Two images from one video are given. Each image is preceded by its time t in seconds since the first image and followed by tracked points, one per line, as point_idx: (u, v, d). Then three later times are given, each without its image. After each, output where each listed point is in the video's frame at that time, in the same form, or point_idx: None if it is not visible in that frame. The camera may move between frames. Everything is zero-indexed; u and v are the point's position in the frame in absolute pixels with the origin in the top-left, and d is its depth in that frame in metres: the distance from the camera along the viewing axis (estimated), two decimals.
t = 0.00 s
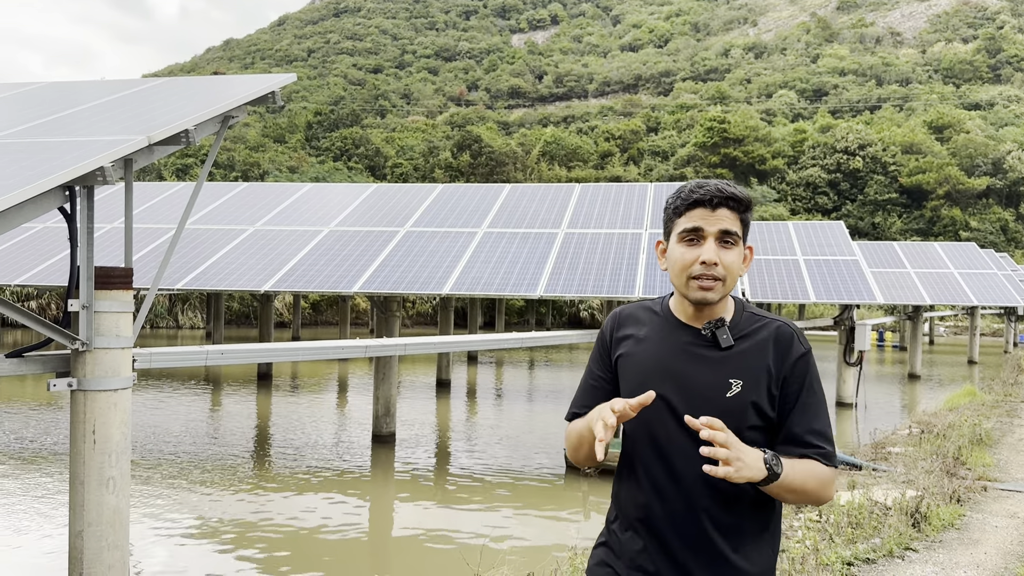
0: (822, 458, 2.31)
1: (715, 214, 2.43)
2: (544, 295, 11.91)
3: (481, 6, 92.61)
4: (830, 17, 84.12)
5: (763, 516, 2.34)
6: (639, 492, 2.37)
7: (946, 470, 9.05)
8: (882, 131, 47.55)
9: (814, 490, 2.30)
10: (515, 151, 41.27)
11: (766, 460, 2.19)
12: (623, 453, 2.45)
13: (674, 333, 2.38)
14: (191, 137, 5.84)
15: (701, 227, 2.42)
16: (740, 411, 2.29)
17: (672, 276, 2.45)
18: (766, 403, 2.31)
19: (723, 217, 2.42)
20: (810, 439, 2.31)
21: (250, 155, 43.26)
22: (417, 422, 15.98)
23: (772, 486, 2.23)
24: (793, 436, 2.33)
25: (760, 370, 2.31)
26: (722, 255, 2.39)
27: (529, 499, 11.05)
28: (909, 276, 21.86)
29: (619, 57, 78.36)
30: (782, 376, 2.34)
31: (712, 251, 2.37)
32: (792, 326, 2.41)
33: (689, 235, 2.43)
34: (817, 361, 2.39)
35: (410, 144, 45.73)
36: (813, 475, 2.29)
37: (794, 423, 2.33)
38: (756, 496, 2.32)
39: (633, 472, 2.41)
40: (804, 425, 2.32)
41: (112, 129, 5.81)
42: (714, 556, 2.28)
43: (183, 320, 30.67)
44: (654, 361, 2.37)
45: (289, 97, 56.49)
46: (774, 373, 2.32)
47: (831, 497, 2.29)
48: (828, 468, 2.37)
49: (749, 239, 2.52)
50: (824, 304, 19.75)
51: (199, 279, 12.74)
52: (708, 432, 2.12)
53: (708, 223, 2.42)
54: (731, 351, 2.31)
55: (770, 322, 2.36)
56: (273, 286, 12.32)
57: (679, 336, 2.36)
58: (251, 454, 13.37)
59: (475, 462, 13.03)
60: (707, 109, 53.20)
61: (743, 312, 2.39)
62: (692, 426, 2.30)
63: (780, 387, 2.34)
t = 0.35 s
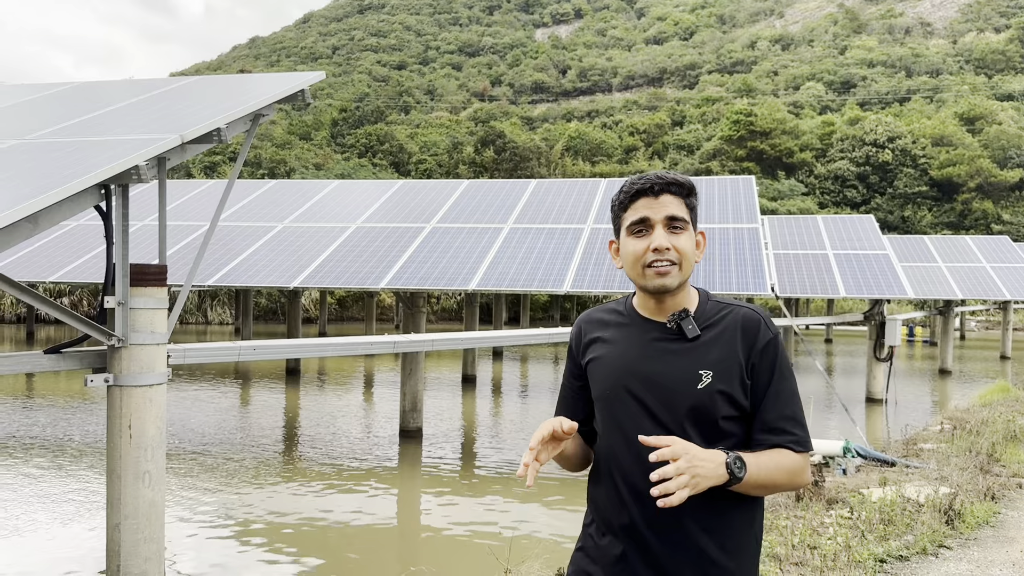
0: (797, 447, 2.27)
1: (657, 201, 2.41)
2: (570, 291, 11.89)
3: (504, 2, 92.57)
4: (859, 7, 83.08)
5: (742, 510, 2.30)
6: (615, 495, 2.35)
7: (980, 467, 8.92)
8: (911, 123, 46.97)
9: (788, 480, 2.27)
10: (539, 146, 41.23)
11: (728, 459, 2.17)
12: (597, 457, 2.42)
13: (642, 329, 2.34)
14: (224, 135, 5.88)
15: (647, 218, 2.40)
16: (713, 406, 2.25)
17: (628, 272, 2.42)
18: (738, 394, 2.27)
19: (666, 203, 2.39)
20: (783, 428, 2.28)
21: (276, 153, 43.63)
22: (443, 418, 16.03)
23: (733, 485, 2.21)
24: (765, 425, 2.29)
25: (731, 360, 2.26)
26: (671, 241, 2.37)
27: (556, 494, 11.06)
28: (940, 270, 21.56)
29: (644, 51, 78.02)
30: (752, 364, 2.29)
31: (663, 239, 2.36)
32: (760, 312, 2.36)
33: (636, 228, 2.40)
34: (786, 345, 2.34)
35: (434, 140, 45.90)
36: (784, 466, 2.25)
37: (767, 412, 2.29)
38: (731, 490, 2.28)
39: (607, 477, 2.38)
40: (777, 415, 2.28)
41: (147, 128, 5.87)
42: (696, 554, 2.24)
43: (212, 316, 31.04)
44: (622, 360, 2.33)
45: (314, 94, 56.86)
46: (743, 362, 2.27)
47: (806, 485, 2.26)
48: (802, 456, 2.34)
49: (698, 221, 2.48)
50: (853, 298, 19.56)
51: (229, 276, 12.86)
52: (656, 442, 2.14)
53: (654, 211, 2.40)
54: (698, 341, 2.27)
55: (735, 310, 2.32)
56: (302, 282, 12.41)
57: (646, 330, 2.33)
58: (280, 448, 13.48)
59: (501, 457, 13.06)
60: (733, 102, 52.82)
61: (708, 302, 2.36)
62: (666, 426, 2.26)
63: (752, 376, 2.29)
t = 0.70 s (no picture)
0: (767, 425, 2.22)
1: (617, 194, 2.41)
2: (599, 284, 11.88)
3: None
4: None
5: (714, 497, 2.27)
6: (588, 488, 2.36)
7: (1018, 462, 8.79)
8: (942, 114, 46.25)
9: (760, 466, 2.20)
10: (563, 139, 41.13)
11: (703, 394, 2.09)
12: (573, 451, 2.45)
13: (614, 324, 2.37)
14: (261, 133, 5.91)
15: (610, 211, 2.40)
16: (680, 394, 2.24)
17: (597, 268, 2.42)
18: (704, 378, 2.26)
19: (628, 194, 2.38)
20: (750, 410, 2.24)
21: (302, 148, 43.93)
22: (470, 412, 16.11)
23: (701, 428, 2.13)
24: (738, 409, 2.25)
25: (698, 346, 2.26)
26: (636, 233, 2.36)
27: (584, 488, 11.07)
28: (973, 262, 21.26)
29: (669, 42, 77.51)
30: (721, 348, 2.27)
31: (627, 231, 2.35)
32: (730, 300, 2.35)
33: (601, 221, 2.40)
34: (756, 331, 2.31)
35: (458, 134, 46.00)
36: (756, 447, 2.18)
37: (736, 396, 2.26)
38: (702, 472, 2.25)
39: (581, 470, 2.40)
40: (745, 397, 2.25)
41: (187, 126, 5.94)
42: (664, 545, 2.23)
43: (240, 309, 31.39)
44: (592, 352, 2.36)
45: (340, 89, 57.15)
46: (711, 347, 2.26)
47: (776, 472, 2.18)
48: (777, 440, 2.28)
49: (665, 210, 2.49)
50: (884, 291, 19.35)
51: (261, 271, 12.99)
52: (639, 342, 2.03)
53: (617, 205, 2.40)
54: (667, 330, 2.28)
55: (704, 298, 2.32)
56: (332, 277, 12.50)
57: (617, 323, 2.36)
58: (310, 442, 13.60)
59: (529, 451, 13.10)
60: (760, 93, 52.36)
61: (677, 292, 2.37)
62: (632, 418, 2.26)
63: (719, 360, 2.28)
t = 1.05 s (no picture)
0: (776, 424, 2.18)
1: (629, 185, 2.41)
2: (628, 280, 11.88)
3: None
4: None
5: (726, 492, 2.24)
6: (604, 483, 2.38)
7: None
8: (971, 105, 45.56)
9: (771, 461, 2.17)
10: (587, 133, 41.00)
11: (704, 442, 2.08)
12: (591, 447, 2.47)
13: (625, 317, 2.36)
14: (299, 131, 5.94)
15: (619, 202, 2.39)
16: (686, 388, 2.21)
17: (602, 258, 2.43)
18: (711, 375, 2.21)
19: (636, 185, 2.38)
20: (760, 404, 2.19)
21: (327, 144, 44.18)
22: (498, 406, 16.19)
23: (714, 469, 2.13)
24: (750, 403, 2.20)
25: (703, 339, 2.22)
26: (642, 226, 2.36)
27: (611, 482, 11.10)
28: (1003, 255, 20.99)
29: (693, 35, 77.06)
30: (728, 341, 2.22)
31: (633, 224, 2.35)
32: (740, 291, 2.30)
33: (609, 212, 2.41)
34: (768, 323, 2.25)
35: (481, 129, 46.07)
36: (767, 447, 2.16)
37: (744, 390, 2.21)
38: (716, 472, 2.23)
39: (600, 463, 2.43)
40: (754, 392, 2.20)
41: (229, 125, 6.01)
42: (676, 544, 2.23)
43: (268, 305, 31.71)
44: (603, 347, 2.37)
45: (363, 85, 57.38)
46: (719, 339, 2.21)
47: (788, 465, 2.13)
48: (792, 437, 2.23)
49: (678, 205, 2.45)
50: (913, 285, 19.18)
51: (294, 268, 13.14)
52: (633, 412, 2.08)
53: (627, 195, 2.38)
54: (672, 322, 2.26)
55: (711, 290, 2.29)
56: (363, 273, 12.61)
57: (627, 317, 2.35)
58: (339, 436, 13.75)
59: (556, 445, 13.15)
60: (786, 85, 51.93)
61: (686, 284, 2.34)
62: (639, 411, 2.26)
63: (725, 353, 2.23)
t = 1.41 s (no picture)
0: (814, 425, 2.15)
1: (670, 182, 2.34)
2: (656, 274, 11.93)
3: None
4: None
5: (758, 491, 2.22)
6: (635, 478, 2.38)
7: None
8: (996, 97, 45.03)
9: (808, 462, 2.14)
10: (607, 127, 40.90)
11: (738, 434, 2.07)
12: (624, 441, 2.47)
13: (659, 312, 2.33)
14: (339, 129, 6.04)
15: (657, 200, 2.34)
16: (717, 390, 2.18)
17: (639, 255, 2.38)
18: (742, 376, 2.18)
19: (677, 185, 2.31)
20: (797, 408, 2.16)
21: (347, 141, 44.37)
22: (522, 400, 16.25)
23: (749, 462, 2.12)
24: (782, 406, 2.17)
25: (736, 340, 2.18)
26: (678, 225, 2.30)
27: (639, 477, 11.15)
28: None
29: (712, 28, 76.63)
30: (762, 342, 2.18)
31: (670, 222, 2.30)
32: (778, 290, 2.24)
33: (648, 208, 2.36)
34: (807, 323, 2.20)
35: (501, 124, 46.11)
36: (803, 450, 2.14)
37: (782, 390, 2.18)
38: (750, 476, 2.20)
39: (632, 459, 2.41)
40: (793, 391, 2.16)
41: (273, 123, 6.12)
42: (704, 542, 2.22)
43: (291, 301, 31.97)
44: (636, 342, 2.35)
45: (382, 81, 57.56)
46: (750, 340, 2.17)
47: (826, 466, 2.11)
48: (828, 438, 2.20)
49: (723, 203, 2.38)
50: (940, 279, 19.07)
51: (323, 263, 13.31)
52: (679, 414, 2.06)
53: (666, 194, 2.33)
54: (705, 321, 2.22)
55: (747, 290, 2.23)
56: (393, 268, 12.74)
57: (660, 314, 2.32)
58: (366, 430, 13.90)
59: (581, 440, 13.23)
60: (807, 78, 51.56)
61: (724, 282, 2.29)
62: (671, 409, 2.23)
63: (759, 353, 2.18)
